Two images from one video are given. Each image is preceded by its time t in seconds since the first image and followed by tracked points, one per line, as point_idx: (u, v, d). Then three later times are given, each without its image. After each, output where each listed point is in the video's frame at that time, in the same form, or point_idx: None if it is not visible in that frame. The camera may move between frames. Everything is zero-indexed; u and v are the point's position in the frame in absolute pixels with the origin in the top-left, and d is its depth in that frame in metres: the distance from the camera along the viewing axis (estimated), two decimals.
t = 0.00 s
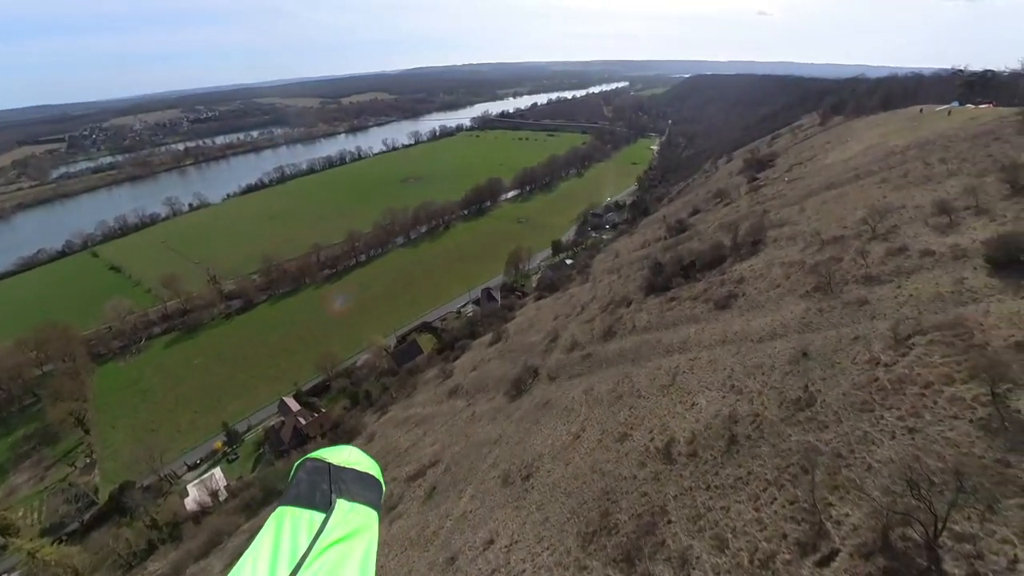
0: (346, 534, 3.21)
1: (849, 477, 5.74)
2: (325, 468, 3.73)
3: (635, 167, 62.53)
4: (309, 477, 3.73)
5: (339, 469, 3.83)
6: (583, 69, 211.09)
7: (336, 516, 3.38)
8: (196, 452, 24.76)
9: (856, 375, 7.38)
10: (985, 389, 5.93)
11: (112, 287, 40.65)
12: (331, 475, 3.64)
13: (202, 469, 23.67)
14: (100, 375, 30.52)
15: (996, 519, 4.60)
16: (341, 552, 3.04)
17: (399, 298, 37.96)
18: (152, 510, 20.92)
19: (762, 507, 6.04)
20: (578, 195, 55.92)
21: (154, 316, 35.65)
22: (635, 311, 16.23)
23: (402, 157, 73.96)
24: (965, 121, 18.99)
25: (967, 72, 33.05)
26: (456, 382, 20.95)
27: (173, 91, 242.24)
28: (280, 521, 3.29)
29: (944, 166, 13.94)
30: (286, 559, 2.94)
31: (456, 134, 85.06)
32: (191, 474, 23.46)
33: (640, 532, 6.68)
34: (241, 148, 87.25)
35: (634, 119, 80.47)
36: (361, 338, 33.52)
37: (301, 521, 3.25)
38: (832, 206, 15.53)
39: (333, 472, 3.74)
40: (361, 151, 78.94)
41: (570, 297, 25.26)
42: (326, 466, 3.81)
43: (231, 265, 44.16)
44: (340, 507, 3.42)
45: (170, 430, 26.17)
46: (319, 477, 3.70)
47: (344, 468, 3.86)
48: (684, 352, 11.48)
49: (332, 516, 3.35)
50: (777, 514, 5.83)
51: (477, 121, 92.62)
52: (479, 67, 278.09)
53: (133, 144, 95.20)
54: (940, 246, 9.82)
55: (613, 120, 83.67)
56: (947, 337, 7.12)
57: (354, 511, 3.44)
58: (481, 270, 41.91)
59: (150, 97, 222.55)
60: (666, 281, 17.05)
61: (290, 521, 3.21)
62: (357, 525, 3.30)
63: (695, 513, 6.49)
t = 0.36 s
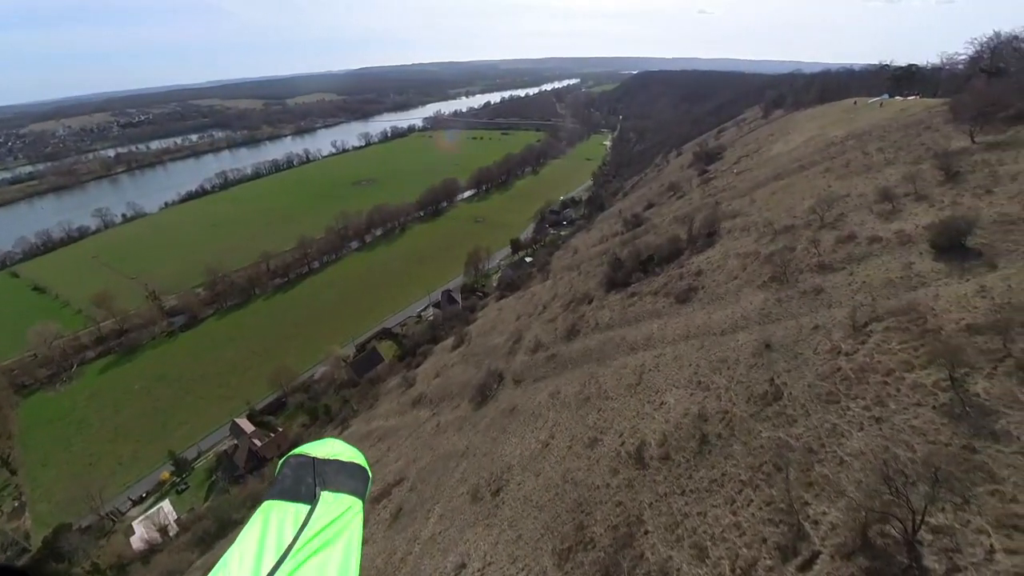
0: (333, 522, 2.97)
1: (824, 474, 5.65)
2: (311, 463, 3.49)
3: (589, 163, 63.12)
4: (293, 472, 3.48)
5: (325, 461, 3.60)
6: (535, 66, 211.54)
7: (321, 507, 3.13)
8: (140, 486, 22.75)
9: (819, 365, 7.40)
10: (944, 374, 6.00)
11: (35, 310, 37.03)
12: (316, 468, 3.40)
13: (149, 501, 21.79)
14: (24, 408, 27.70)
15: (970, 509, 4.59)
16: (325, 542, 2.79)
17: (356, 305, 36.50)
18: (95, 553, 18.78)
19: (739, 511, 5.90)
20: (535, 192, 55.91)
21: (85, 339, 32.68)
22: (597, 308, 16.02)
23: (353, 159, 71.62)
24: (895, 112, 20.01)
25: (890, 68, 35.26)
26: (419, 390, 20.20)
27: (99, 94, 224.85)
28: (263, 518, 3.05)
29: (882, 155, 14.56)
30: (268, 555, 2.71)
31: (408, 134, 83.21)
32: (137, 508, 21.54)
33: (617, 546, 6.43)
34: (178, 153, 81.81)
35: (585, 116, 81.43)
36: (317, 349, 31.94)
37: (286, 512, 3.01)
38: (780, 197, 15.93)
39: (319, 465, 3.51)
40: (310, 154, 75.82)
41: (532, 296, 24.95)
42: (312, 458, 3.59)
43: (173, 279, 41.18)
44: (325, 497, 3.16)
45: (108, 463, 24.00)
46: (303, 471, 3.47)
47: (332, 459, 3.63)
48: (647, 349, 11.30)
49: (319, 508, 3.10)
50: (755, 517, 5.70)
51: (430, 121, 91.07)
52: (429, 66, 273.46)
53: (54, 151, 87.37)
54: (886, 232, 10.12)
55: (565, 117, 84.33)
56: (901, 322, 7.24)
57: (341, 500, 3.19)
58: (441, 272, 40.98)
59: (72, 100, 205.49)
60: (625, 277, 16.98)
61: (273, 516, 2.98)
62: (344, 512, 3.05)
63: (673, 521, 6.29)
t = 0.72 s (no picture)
0: (343, 527, 2.22)
1: (798, 478, 5.56)
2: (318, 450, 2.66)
3: (546, 162, 63.35)
4: (303, 463, 2.66)
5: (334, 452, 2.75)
6: (489, 66, 210.94)
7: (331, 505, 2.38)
8: (80, 527, 20.69)
9: (784, 361, 7.35)
10: (907, 367, 6.09)
11: None
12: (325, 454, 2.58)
13: (91, 544, 19.84)
14: None
15: (946, 507, 4.59)
16: (337, 553, 2.07)
17: (312, 316, 34.94)
18: None
19: (716, 522, 5.74)
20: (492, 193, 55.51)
21: (7, 369, 29.68)
22: (560, 310, 15.71)
23: (303, 164, 68.92)
24: (834, 107, 20.84)
25: (824, 66, 37.15)
26: (383, 403, 19.34)
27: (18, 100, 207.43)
28: (268, 513, 2.37)
29: (828, 148, 14.99)
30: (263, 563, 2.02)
31: (361, 137, 81.03)
32: (77, 552, 19.52)
33: (595, 567, 6.18)
34: (111, 161, 76.36)
35: (540, 116, 81.83)
36: (272, 365, 30.28)
37: (292, 508, 2.31)
38: (734, 191, 16.13)
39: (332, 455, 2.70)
40: (257, 159, 72.41)
41: (494, 298, 24.47)
42: (320, 449, 2.75)
43: (109, 298, 38.11)
44: (338, 490, 2.41)
45: (40, 505, 21.85)
46: (307, 464, 2.63)
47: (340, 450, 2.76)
48: (614, 351, 11.06)
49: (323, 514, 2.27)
50: (733, 529, 5.54)
51: (383, 123, 89.06)
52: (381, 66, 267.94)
53: None
54: (838, 224, 10.32)
55: (520, 117, 84.43)
56: (862, 314, 7.31)
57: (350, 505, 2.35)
58: (400, 277, 39.89)
59: None
60: (588, 276, 16.77)
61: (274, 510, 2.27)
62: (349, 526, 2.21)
63: (649, 537, 6.06)
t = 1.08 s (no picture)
0: (357, 511, 2.19)
1: (776, 490, 5.44)
2: (332, 431, 2.62)
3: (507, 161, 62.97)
4: (316, 444, 2.62)
5: (344, 436, 2.66)
6: (446, 66, 208.72)
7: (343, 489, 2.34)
8: None
9: (754, 361, 7.22)
10: (877, 364, 6.14)
11: None
12: (340, 436, 2.55)
13: None
14: None
15: (929, 515, 4.53)
16: (352, 538, 2.04)
17: (268, 329, 33.16)
18: None
19: (696, 541, 5.51)
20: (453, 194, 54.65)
21: None
22: (524, 314, 15.30)
23: (255, 169, 65.84)
24: (784, 103, 21.37)
25: (771, 64, 38.38)
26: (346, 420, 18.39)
27: None
28: (279, 489, 2.32)
29: (780, 143, 15.25)
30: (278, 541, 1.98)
31: (315, 140, 78.26)
32: None
33: None
34: (40, 169, 70.63)
35: (499, 116, 81.33)
36: (226, 382, 28.47)
37: (304, 491, 2.24)
38: (692, 187, 16.16)
39: (345, 437, 2.66)
40: (204, 165, 68.62)
41: (458, 303, 23.82)
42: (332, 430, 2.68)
43: (43, 320, 35.03)
44: (351, 474, 2.39)
45: None
46: (320, 445, 2.57)
47: (354, 432, 2.70)
48: (581, 355, 10.74)
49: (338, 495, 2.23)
50: (714, 547, 5.34)
51: (338, 125, 86.33)
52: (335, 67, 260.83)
53: None
54: (796, 218, 10.40)
55: (479, 117, 83.74)
56: (827, 310, 7.32)
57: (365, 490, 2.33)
58: (361, 284, 38.55)
59: None
60: (551, 278, 16.42)
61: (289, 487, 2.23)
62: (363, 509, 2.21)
63: (628, 559, 5.78)
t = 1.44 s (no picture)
0: (366, 512, 1.97)
1: (758, 509, 5.32)
2: (335, 432, 2.41)
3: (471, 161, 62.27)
4: (318, 447, 2.41)
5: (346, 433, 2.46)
6: (406, 66, 205.42)
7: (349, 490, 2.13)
8: None
9: (726, 368, 7.16)
10: (851, 368, 6.16)
11: None
12: (340, 437, 2.35)
13: None
14: None
15: (917, 533, 4.45)
16: (362, 541, 1.84)
17: (223, 343, 31.38)
18: None
19: (677, 567, 5.29)
20: (416, 196, 53.47)
21: None
22: (491, 320, 14.77)
23: (206, 174, 62.65)
24: (740, 100, 21.64)
25: (727, 62, 39.08)
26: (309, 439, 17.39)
27: None
28: (281, 496, 2.13)
29: (739, 139, 15.30)
30: (280, 548, 1.79)
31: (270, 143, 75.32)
32: None
33: None
34: None
35: (461, 116, 80.33)
36: (180, 402, 26.70)
37: (308, 496, 2.04)
38: (656, 185, 16.01)
39: (349, 438, 2.44)
40: (151, 172, 64.87)
41: (424, 310, 23.06)
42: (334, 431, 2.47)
43: None
44: (355, 474, 2.18)
45: None
46: (323, 447, 2.36)
47: (357, 432, 2.47)
48: (548, 365, 10.30)
49: (343, 498, 2.03)
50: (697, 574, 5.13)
51: (295, 127, 83.36)
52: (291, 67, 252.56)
53: None
54: (760, 215, 10.32)
55: (441, 117, 82.55)
56: (797, 311, 7.33)
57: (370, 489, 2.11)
58: (323, 292, 37.08)
59: None
60: (518, 281, 15.95)
61: (292, 491, 2.04)
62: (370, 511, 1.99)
63: None
